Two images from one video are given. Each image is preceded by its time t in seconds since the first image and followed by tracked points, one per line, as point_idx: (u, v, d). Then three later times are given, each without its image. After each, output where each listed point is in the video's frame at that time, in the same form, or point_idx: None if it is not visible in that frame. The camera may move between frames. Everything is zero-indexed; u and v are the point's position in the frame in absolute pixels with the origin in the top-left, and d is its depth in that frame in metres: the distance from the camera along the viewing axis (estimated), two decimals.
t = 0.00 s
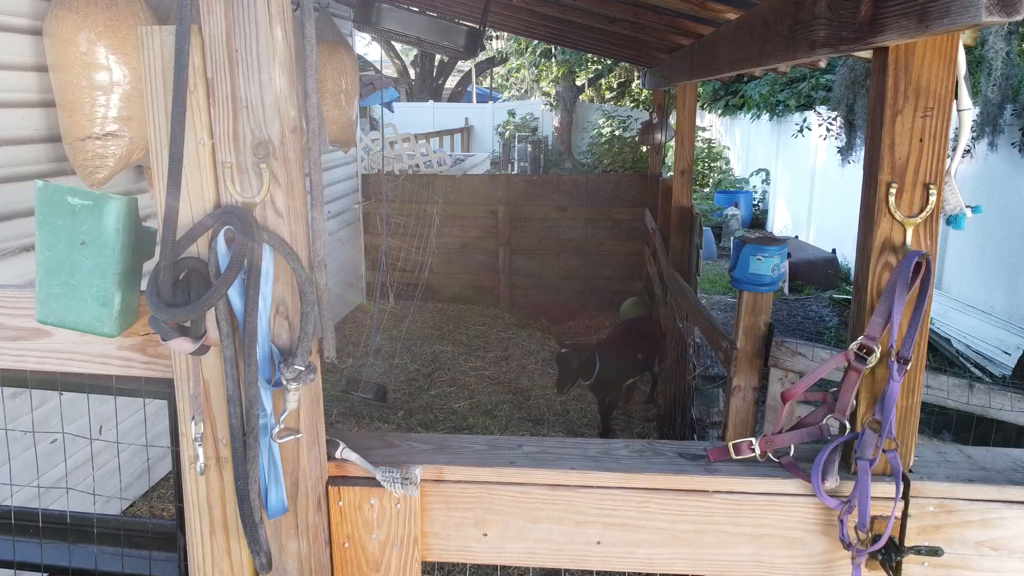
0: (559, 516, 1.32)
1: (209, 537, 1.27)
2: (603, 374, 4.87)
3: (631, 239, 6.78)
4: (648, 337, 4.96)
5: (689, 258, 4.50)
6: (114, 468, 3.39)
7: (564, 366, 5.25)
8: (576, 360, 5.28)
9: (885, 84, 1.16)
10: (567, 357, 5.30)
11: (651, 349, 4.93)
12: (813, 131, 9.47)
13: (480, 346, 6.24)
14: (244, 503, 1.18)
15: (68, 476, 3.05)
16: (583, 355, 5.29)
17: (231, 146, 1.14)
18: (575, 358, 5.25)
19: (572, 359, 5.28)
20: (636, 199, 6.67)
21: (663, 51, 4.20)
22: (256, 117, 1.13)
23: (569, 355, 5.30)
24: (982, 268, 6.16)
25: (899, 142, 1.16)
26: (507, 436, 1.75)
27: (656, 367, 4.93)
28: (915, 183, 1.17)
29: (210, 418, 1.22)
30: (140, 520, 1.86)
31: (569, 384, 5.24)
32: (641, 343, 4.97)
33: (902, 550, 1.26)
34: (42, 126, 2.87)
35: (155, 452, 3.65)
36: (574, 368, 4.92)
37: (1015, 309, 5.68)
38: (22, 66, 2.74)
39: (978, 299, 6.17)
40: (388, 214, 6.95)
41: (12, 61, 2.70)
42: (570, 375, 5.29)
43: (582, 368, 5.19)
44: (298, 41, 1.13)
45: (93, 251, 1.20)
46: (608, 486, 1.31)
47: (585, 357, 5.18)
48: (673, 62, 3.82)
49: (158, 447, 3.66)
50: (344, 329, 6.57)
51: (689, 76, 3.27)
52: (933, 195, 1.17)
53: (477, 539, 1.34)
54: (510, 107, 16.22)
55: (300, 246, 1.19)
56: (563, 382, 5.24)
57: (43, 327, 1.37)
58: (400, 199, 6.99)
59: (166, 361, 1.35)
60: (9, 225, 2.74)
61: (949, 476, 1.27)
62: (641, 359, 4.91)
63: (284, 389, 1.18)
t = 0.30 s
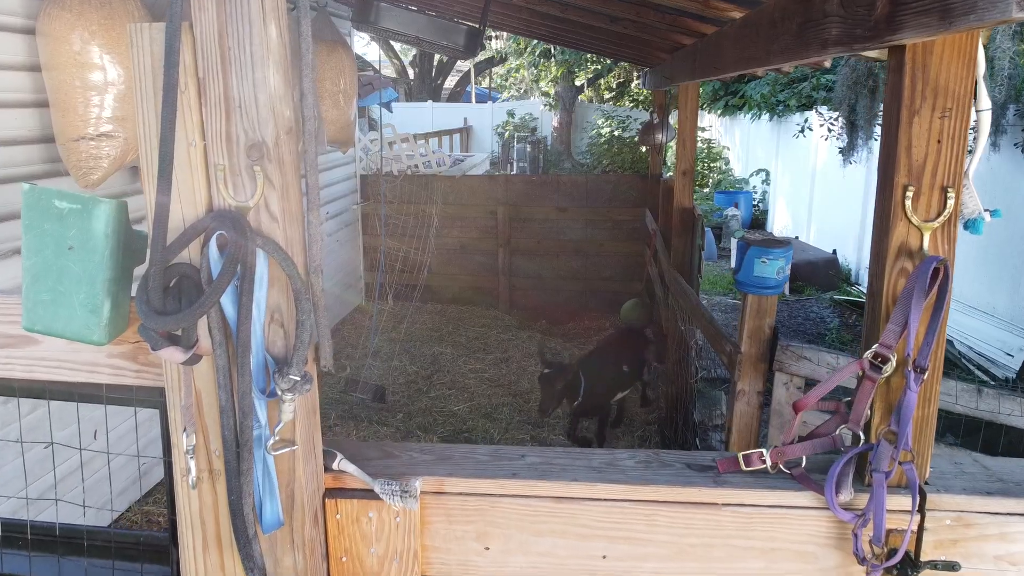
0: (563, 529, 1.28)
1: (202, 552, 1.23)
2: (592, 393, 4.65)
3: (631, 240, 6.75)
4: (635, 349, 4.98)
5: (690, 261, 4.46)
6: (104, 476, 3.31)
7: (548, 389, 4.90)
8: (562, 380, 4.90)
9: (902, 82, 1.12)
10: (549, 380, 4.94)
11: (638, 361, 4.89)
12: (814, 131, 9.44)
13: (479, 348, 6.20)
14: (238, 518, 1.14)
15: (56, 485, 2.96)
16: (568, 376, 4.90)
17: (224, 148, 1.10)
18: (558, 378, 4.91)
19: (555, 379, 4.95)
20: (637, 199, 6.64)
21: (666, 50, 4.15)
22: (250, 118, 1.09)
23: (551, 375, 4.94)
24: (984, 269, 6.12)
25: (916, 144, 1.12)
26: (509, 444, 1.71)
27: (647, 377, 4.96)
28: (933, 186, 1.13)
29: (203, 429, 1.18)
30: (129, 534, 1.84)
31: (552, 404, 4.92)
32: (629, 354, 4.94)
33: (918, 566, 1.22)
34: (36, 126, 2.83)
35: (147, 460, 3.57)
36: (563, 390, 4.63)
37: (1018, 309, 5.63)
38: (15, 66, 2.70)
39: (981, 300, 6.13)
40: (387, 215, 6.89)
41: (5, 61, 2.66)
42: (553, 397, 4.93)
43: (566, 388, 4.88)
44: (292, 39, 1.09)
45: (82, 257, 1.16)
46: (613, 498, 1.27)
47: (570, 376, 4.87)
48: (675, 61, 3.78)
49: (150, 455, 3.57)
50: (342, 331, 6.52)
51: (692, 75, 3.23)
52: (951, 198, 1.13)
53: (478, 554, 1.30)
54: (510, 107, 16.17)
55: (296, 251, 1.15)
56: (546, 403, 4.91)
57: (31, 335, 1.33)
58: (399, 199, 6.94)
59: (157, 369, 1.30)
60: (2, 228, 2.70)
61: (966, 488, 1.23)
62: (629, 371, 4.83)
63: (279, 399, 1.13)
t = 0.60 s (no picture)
0: (568, 539, 1.24)
1: (195, 565, 1.20)
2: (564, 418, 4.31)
3: (629, 241, 6.72)
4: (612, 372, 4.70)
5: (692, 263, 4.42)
6: (96, 482, 3.25)
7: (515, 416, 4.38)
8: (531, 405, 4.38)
9: (917, 80, 1.09)
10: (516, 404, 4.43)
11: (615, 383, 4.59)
12: (813, 131, 9.41)
13: (478, 350, 6.16)
14: (233, 532, 1.10)
15: (45, 494, 2.89)
16: (537, 399, 4.39)
17: (219, 148, 1.06)
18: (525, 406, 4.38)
19: (522, 405, 4.45)
20: (637, 199, 6.60)
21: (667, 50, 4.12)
22: (245, 117, 1.05)
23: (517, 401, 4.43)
24: (986, 269, 6.08)
25: (932, 143, 1.09)
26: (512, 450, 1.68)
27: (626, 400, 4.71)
28: (949, 187, 1.10)
29: (197, 438, 1.14)
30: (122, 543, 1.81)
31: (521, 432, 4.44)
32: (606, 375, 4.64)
33: None
34: (29, 126, 2.78)
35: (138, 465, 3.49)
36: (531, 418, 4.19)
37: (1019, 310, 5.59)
38: (6, 64, 2.66)
39: (982, 301, 6.09)
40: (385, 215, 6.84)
41: None
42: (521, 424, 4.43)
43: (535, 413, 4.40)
44: (289, 35, 1.05)
45: (71, 261, 1.13)
46: (621, 508, 1.23)
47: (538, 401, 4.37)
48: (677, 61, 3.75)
49: (143, 462, 3.50)
50: (340, 332, 6.47)
51: (695, 74, 3.20)
52: (968, 200, 1.09)
53: (480, 565, 1.26)
54: (508, 107, 16.13)
55: (293, 254, 1.11)
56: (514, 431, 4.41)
57: (20, 340, 1.29)
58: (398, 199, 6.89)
59: (150, 375, 1.27)
60: None
61: (982, 497, 1.20)
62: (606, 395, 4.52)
63: (276, 408, 1.10)
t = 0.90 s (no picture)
0: (572, 548, 1.21)
1: None
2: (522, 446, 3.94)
3: (625, 241, 6.70)
4: (586, 393, 4.38)
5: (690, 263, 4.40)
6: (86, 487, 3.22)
7: (478, 423, 4.13)
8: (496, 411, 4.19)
9: (929, 76, 1.06)
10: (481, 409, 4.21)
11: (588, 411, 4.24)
12: (811, 131, 9.39)
13: (475, 350, 6.14)
14: (227, 542, 1.06)
15: (33, 501, 2.84)
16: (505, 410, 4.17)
17: (212, 146, 1.03)
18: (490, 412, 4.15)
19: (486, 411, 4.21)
20: (634, 199, 6.58)
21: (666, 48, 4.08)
22: (239, 113, 1.02)
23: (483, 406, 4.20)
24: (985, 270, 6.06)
25: (946, 141, 1.06)
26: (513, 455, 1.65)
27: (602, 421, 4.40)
28: (963, 186, 1.07)
29: (189, 446, 1.11)
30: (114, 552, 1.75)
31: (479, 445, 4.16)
32: (579, 399, 4.29)
33: None
34: (19, 125, 2.74)
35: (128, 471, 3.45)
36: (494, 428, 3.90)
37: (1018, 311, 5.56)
38: None
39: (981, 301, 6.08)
40: (381, 215, 6.79)
41: None
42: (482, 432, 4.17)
43: (498, 425, 4.15)
44: (284, 28, 1.02)
45: (59, 263, 1.09)
46: (626, 516, 1.20)
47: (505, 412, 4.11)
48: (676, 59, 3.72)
49: (134, 467, 3.47)
50: (336, 333, 6.42)
51: (694, 73, 3.16)
52: (982, 199, 1.07)
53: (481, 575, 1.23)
54: (504, 107, 16.09)
55: (288, 256, 1.08)
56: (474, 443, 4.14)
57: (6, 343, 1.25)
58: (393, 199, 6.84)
59: (142, 381, 1.23)
60: None
61: (996, 504, 1.17)
62: (573, 424, 4.15)
63: (270, 415, 1.06)
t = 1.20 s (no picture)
0: (573, 558, 1.18)
1: None
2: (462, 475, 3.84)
3: (620, 241, 6.68)
4: (535, 420, 4.25)
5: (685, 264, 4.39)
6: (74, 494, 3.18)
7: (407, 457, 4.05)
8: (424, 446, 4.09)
9: (939, 76, 1.04)
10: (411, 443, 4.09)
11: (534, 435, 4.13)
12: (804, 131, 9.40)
13: (469, 352, 6.10)
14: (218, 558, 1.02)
15: (19, 509, 2.79)
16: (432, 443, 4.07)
17: (202, 147, 1.00)
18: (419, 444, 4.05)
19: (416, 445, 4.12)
20: (628, 199, 6.56)
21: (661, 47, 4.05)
22: (229, 113, 0.98)
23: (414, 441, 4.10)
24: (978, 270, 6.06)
25: (955, 142, 1.03)
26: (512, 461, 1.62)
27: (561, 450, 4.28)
28: (973, 188, 1.05)
29: (179, 458, 1.07)
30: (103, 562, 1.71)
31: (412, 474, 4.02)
32: (526, 426, 4.20)
33: None
34: (6, 125, 2.69)
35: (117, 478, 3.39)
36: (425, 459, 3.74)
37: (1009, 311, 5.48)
38: None
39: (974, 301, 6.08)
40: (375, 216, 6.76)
41: None
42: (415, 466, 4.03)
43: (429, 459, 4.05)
44: (276, 26, 0.98)
45: (43, 268, 1.05)
46: (630, 525, 1.17)
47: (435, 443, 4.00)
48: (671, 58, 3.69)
49: (123, 472, 3.43)
50: (329, 335, 6.37)
51: (691, 73, 3.13)
52: (993, 201, 1.04)
53: None
54: (497, 107, 16.05)
55: (281, 261, 1.05)
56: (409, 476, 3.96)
57: None
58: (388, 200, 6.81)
59: (130, 389, 1.20)
60: None
61: (1005, 512, 1.15)
62: (520, 449, 4.05)
63: (263, 424, 1.03)
